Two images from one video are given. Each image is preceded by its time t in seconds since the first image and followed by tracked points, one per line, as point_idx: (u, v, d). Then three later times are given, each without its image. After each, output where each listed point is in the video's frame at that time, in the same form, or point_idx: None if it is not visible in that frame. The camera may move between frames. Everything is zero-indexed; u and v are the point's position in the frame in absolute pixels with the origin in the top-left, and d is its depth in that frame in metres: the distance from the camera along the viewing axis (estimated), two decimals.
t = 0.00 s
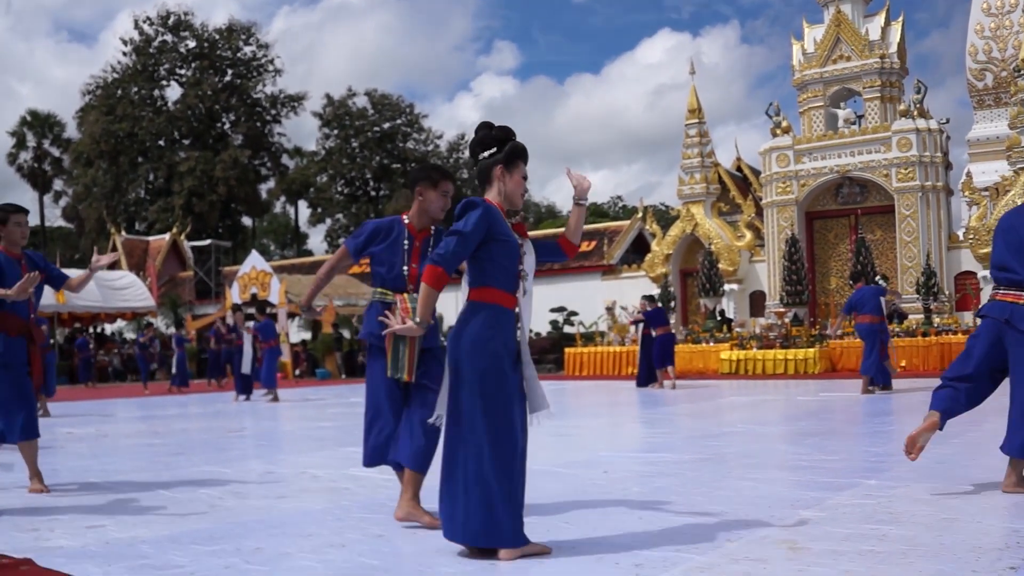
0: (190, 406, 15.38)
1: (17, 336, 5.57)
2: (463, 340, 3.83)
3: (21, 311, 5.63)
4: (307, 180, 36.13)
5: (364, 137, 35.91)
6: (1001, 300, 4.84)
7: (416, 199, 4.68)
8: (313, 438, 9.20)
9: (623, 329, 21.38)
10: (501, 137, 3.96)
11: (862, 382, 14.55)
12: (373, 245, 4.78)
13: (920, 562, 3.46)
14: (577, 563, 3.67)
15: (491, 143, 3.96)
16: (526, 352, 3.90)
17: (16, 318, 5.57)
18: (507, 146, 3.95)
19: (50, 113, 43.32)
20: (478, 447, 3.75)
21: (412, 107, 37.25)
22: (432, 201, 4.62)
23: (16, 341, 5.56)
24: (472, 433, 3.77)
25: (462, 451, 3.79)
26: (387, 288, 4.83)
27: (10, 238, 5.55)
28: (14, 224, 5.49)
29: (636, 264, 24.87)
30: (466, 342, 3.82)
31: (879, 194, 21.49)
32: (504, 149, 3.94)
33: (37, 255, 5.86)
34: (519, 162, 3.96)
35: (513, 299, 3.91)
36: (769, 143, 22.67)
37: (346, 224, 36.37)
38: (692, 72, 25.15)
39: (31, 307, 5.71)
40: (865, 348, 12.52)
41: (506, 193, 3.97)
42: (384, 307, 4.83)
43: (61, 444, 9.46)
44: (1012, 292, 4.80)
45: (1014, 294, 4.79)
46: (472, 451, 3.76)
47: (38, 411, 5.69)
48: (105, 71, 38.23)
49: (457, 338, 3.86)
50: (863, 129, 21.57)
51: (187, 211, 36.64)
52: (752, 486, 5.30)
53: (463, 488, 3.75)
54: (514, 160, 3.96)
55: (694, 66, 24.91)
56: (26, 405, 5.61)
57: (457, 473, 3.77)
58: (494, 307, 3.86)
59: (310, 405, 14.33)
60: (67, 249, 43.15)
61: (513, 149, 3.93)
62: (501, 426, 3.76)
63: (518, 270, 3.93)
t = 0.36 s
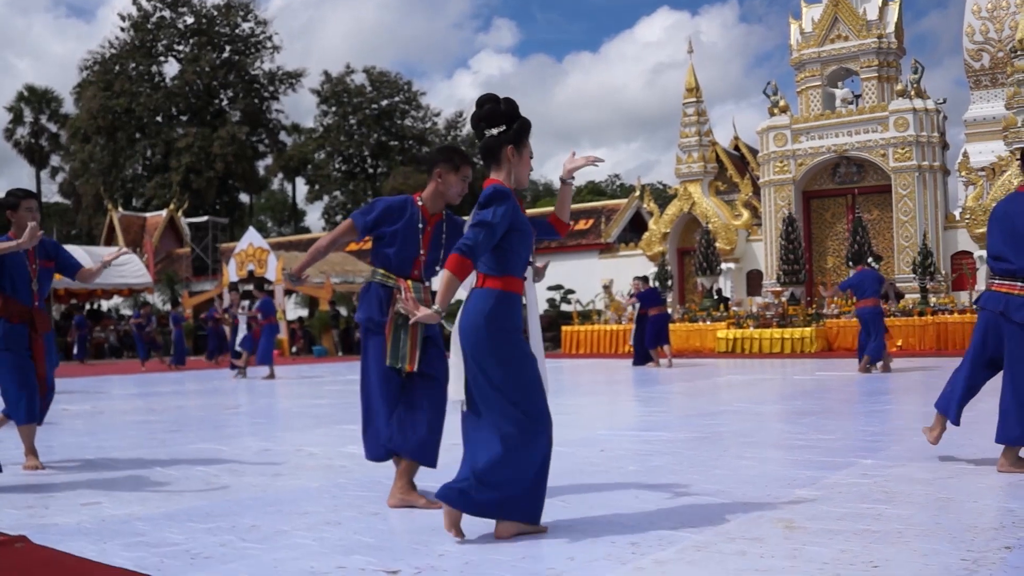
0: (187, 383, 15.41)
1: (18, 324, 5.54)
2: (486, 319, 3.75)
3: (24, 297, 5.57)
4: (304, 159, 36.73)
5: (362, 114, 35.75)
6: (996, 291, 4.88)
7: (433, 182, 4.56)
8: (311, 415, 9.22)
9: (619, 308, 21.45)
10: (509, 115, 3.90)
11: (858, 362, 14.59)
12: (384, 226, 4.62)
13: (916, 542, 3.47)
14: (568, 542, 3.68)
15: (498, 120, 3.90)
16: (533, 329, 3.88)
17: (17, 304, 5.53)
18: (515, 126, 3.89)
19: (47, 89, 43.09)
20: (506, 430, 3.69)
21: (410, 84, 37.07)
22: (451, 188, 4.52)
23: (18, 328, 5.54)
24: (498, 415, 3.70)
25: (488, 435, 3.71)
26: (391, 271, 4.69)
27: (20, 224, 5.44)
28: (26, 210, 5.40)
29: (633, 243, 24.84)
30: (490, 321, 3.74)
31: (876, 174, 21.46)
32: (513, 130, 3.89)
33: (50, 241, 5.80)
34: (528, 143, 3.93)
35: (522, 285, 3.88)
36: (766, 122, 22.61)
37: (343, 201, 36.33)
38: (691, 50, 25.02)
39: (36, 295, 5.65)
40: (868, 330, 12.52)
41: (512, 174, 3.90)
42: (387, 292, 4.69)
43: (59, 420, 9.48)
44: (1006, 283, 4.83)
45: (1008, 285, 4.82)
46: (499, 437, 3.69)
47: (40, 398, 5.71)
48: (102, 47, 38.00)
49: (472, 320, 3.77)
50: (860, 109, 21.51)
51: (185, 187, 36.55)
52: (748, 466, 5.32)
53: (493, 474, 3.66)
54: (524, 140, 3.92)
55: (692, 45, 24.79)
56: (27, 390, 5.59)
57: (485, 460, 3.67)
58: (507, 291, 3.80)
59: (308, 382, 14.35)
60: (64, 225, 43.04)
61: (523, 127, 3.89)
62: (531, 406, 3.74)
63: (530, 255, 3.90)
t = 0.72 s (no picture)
0: (184, 370, 15.41)
1: (15, 304, 5.52)
2: (496, 306, 3.68)
3: (22, 279, 5.52)
4: (302, 145, 36.62)
5: (359, 102, 35.63)
6: (990, 273, 4.89)
7: (443, 157, 4.39)
8: (307, 402, 9.22)
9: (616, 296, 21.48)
10: (523, 94, 3.76)
11: (854, 350, 14.61)
12: (395, 201, 4.36)
13: (913, 530, 3.47)
14: (564, 530, 3.68)
15: (510, 99, 3.76)
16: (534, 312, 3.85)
17: (15, 285, 5.50)
18: (527, 107, 3.78)
19: (43, 76, 42.92)
20: (512, 422, 3.68)
21: (407, 71, 36.97)
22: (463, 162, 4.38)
23: (16, 308, 5.53)
24: (503, 406, 3.68)
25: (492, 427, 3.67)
26: (400, 247, 4.43)
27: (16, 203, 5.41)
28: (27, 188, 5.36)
29: (630, 231, 24.82)
30: (499, 308, 3.68)
31: (872, 162, 21.45)
32: (526, 111, 3.78)
33: (50, 219, 5.70)
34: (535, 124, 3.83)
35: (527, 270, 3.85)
36: (763, 110, 22.57)
37: (340, 188, 36.29)
38: (689, 38, 24.95)
39: (34, 276, 5.56)
40: (871, 312, 12.55)
41: (518, 155, 3.83)
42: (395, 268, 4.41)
43: (56, 407, 9.47)
44: (997, 265, 4.85)
45: (998, 267, 4.84)
46: (504, 429, 3.67)
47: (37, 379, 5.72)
48: (98, 34, 37.83)
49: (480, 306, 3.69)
50: (856, 97, 21.47)
51: (182, 174, 36.49)
52: (743, 453, 5.32)
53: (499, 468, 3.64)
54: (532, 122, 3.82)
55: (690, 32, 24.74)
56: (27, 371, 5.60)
57: (491, 454, 3.64)
58: (516, 275, 3.75)
59: (304, 369, 14.35)
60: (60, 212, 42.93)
61: (533, 110, 3.79)
62: (531, 397, 3.75)
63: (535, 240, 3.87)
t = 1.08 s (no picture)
0: (183, 363, 15.42)
1: (6, 298, 5.47)
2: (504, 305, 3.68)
3: (11, 273, 5.46)
4: (300, 140, 36.50)
5: (358, 95, 35.57)
6: (989, 275, 4.88)
7: (442, 156, 4.37)
8: (305, 396, 9.21)
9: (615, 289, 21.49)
10: (538, 98, 3.78)
11: (853, 343, 14.63)
12: (398, 197, 4.32)
13: (911, 523, 3.48)
14: (563, 524, 3.68)
15: (527, 102, 3.77)
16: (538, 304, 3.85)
17: (4, 280, 5.45)
18: (540, 111, 3.80)
19: (42, 69, 42.84)
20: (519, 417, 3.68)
21: (406, 64, 36.92)
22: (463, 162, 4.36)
23: (6, 303, 5.48)
24: (512, 399, 3.68)
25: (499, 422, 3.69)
26: (399, 244, 4.43)
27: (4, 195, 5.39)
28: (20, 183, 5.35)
29: (628, 224, 24.82)
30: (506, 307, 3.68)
31: (871, 155, 21.43)
32: (539, 117, 3.81)
33: (46, 215, 5.60)
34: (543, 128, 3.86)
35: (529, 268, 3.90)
36: (762, 103, 22.54)
37: (339, 182, 36.41)
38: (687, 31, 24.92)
39: (25, 271, 5.49)
40: (872, 309, 12.51)
41: (524, 157, 3.84)
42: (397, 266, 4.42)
43: (55, 401, 9.47)
44: (990, 265, 4.87)
45: (992, 267, 4.85)
46: (513, 424, 3.67)
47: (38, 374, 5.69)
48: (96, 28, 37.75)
49: (485, 304, 3.70)
50: (855, 90, 21.45)
51: (181, 168, 36.49)
52: (743, 447, 5.32)
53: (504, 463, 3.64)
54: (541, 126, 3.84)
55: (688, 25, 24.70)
56: (21, 365, 5.57)
57: (501, 447, 3.64)
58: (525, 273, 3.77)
59: (303, 363, 14.36)
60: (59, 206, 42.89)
61: (545, 116, 3.82)
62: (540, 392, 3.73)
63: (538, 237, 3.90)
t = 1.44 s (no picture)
0: (184, 360, 15.43)
1: None
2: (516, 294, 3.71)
3: None
4: (301, 136, 36.46)
5: (358, 91, 35.54)
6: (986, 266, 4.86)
7: (438, 147, 4.38)
8: (306, 392, 9.21)
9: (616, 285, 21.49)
10: (549, 93, 3.77)
11: (853, 339, 14.62)
12: (394, 193, 4.32)
13: (912, 519, 3.47)
14: (564, 520, 3.69)
15: (541, 97, 3.76)
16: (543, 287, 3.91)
17: None
18: (551, 107, 3.80)
19: (42, 66, 42.79)
20: (541, 402, 3.72)
21: (406, 60, 36.89)
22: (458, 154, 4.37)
23: None
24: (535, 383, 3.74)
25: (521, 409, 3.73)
26: (394, 236, 4.43)
27: None
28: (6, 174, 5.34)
29: (629, 220, 24.81)
30: (518, 295, 3.71)
31: (872, 151, 21.42)
32: (550, 113, 3.81)
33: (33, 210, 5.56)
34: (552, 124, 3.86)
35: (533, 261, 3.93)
36: (762, 99, 22.51)
37: (340, 178, 36.23)
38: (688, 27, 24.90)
39: (13, 264, 5.46)
40: (876, 303, 12.52)
41: (530, 151, 3.84)
42: (394, 260, 4.42)
43: (55, 398, 9.47)
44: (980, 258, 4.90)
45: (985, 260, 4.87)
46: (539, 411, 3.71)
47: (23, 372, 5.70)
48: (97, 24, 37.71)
49: (497, 296, 3.71)
50: (855, 86, 21.42)
51: (181, 164, 36.48)
52: (743, 443, 5.32)
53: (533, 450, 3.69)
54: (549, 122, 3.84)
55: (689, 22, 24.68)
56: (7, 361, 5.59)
57: (540, 437, 3.68)
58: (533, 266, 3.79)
59: (304, 360, 14.37)
60: (59, 203, 42.86)
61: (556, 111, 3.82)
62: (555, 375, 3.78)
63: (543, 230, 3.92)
